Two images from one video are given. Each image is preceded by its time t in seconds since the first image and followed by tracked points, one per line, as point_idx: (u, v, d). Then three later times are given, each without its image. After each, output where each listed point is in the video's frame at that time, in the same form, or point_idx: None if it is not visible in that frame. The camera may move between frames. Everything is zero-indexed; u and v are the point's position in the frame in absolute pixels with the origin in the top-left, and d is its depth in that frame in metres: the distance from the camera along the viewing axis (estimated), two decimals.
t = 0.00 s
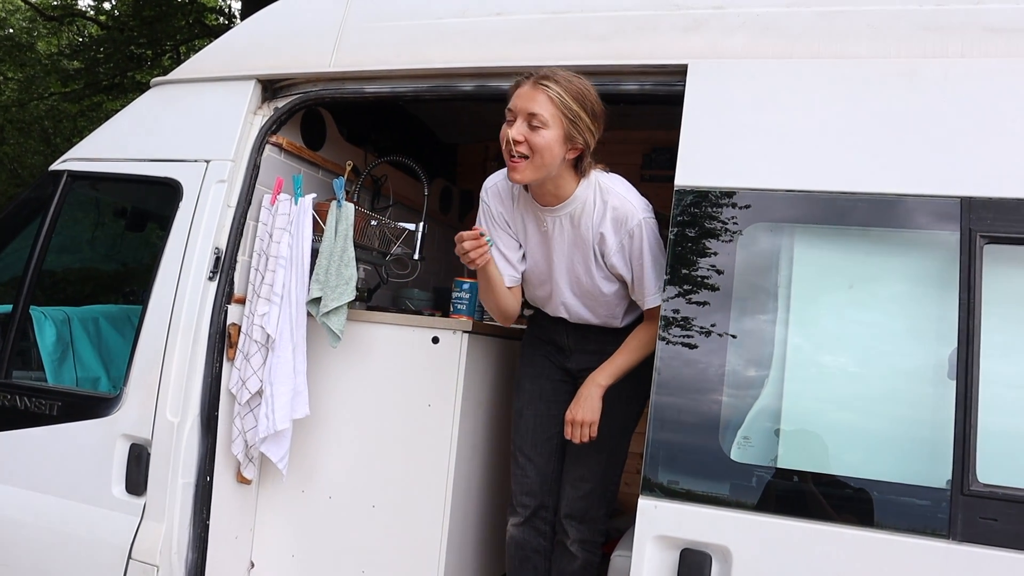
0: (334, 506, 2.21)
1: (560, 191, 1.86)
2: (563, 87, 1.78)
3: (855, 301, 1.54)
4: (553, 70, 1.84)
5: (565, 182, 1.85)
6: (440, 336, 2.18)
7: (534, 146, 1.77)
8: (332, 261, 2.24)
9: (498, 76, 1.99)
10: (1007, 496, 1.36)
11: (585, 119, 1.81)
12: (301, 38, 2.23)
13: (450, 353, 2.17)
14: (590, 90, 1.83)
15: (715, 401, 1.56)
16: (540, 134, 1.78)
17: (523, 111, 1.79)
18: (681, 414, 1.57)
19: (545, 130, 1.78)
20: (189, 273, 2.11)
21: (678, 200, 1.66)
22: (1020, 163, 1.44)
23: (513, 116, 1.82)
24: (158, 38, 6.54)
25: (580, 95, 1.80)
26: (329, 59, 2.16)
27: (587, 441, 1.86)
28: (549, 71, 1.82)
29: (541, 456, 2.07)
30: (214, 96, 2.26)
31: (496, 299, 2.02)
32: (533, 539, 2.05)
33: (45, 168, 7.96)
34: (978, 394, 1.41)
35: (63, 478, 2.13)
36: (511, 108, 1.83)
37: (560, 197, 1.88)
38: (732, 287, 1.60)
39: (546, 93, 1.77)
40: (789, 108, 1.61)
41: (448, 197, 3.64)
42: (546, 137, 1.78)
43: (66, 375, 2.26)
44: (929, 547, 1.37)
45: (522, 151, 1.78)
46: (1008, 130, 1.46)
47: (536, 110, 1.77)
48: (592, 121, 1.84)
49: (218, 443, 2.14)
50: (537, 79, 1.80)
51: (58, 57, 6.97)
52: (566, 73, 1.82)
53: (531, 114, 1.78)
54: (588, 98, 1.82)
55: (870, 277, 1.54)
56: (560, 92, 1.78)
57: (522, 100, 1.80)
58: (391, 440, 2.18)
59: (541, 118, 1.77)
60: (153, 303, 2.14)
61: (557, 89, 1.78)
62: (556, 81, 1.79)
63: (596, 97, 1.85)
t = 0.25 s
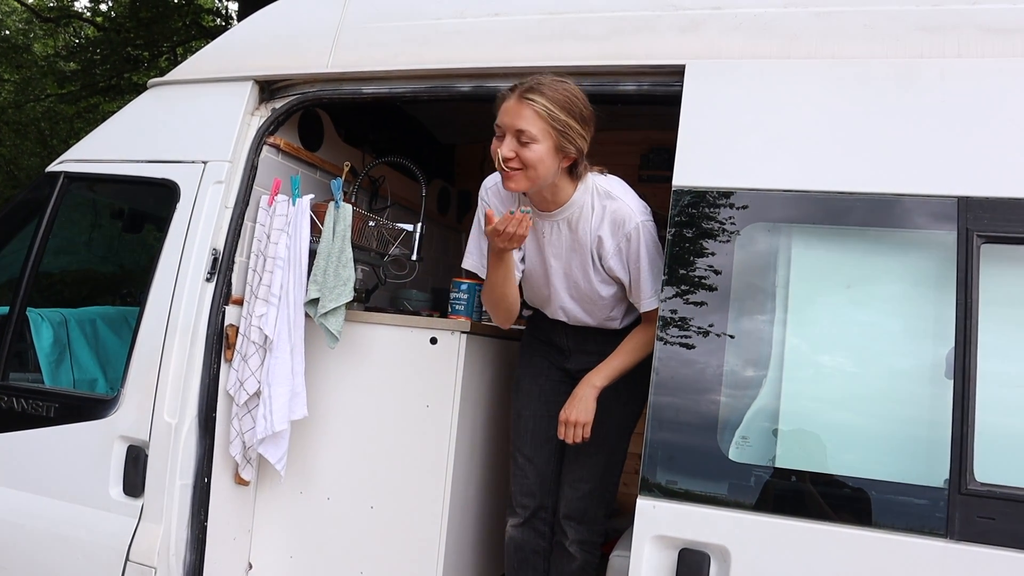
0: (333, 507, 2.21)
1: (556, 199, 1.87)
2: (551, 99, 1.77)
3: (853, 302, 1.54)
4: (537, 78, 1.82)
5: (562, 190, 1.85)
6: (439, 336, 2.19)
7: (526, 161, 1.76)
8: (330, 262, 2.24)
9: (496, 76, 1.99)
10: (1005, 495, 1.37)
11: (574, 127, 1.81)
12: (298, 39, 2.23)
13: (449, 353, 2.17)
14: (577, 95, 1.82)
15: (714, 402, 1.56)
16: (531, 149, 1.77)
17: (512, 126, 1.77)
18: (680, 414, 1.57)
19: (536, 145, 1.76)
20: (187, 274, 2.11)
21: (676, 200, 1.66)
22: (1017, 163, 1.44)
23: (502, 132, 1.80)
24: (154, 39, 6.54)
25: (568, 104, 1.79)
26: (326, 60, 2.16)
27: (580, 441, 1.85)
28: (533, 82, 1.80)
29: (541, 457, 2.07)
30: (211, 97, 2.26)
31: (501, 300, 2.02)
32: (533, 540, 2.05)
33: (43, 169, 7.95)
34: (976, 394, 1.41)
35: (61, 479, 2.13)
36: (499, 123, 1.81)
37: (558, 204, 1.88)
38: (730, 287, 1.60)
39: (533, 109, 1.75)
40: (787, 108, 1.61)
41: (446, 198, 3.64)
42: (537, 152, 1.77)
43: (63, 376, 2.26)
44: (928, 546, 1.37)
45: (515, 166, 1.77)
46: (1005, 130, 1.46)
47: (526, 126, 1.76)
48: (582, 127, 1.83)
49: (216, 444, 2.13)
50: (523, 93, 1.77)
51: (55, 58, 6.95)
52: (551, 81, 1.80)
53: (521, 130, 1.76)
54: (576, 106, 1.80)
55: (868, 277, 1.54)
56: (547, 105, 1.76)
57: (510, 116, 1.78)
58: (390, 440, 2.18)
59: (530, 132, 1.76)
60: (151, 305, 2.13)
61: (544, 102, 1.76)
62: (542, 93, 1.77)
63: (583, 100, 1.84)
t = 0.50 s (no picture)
0: (334, 507, 2.21)
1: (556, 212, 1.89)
2: (531, 122, 1.77)
3: (854, 301, 1.54)
4: (511, 101, 1.80)
5: (562, 200, 1.88)
6: (440, 336, 2.19)
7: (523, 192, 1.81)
8: (331, 262, 2.24)
9: (496, 76, 1.99)
10: (1007, 495, 1.36)
11: (561, 140, 1.81)
12: (298, 38, 2.23)
13: (450, 353, 2.17)
14: (555, 107, 1.81)
15: (715, 401, 1.56)
16: (523, 179, 1.80)
17: (498, 159, 1.79)
18: (681, 414, 1.57)
19: (526, 174, 1.79)
20: (188, 274, 2.11)
21: (677, 200, 1.66)
22: (1018, 162, 1.44)
23: (491, 164, 1.83)
24: (155, 40, 6.54)
25: (548, 121, 1.79)
26: (327, 60, 2.15)
27: (581, 441, 1.85)
28: (508, 109, 1.78)
29: (542, 457, 2.07)
30: (212, 97, 2.26)
31: (504, 298, 2.03)
32: (534, 540, 2.05)
33: (43, 169, 7.95)
34: (977, 393, 1.41)
35: (62, 480, 2.13)
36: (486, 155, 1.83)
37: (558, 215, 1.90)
38: (731, 287, 1.60)
39: (514, 140, 1.76)
40: (788, 107, 1.61)
41: (447, 197, 3.64)
42: (529, 180, 1.79)
43: (64, 376, 2.26)
44: (930, 546, 1.37)
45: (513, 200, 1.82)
46: (1007, 130, 1.46)
47: (512, 159, 1.78)
48: (568, 135, 1.84)
49: (218, 444, 2.13)
50: (501, 123, 1.78)
51: (55, 59, 6.96)
52: (527, 100, 1.79)
53: (508, 163, 1.78)
54: (556, 118, 1.80)
55: (870, 276, 1.54)
56: (528, 134, 1.76)
57: (494, 150, 1.80)
58: (391, 440, 2.18)
59: (519, 167, 1.78)
60: (152, 305, 2.13)
61: (524, 128, 1.76)
62: (520, 118, 1.77)
63: (562, 108, 1.83)
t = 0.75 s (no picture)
0: (334, 506, 2.21)
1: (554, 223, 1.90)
2: (519, 138, 1.78)
3: (854, 301, 1.54)
4: (497, 119, 1.81)
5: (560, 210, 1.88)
6: (440, 336, 2.19)
7: (519, 207, 1.81)
8: (331, 261, 2.24)
9: (497, 76, 1.99)
10: (1008, 495, 1.36)
11: (552, 151, 1.82)
12: (299, 38, 2.23)
13: (450, 353, 2.17)
14: (542, 121, 1.83)
15: (715, 401, 1.56)
16: (518, 195, 1.80)
17: (490, 177, 1.80)
18: (682, 414, 1.57)
19: (520, 189, 1.79)
20: (188, 274, 2.11)
21: (677, 200, 1.66)
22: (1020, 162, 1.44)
23: (484, 183, 1.84)
24: (155, 39, 6.54)
25: (536, 135, 1.80)
26: (327, 59, 2.15)
27: (585, 444, 1.87)
28: (495, 127, 1.80)
29: (543, 457, 2.07)
30: (212, 97, 2.26)
31: (508, 304, 2.03)
32: (535, 540, 2.05)
33: (43, 169, 7.95)
34: (978, 393, 1.41)
35: (62, 479, 2.13)
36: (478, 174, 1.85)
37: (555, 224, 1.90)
38: (733, 287, 1.60)
39: (505, 157, 1.77)
40: (788, 108, 1.61)
41: (447, 197, 3.64)
42: (524, 196, 1.80)
43: (64, 376, 2.26)
44: (930, 546, 1.37)
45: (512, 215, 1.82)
46: (1008, 130, 1.46)
47: (504, 177, 1.79)
48: (558, 145, 1.84)
49: (217, 444, 2.13)
50: (490, 142, 1.79)
51: (55, 58, 6.95)
52: (513, 116, 1.81)
53: (501, 181, 1.79)
54: (543, 131, 1.82)
55: (870, 277, 1.54)
56: (517, 149, 1.77)
57: (486, 169, 1.81)
58: (392, 440, 2.18)
59: (513, 183, 1.79)
60: (152, 305, 2.13)
61: (514, 144, 1.77)
62: (508, 135, 1.78)
63: (548, 121, 1.85)
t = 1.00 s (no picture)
0: (333, 506, 2.21)
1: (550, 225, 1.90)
2: (509, 143, 1.79)
3: (854, 302, 1.54)
4: (486, 127, 1.82)
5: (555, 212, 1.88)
6: (439, 336, 2.18)
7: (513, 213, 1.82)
8: (330, 261, 2.24)
9: (497, 76, 1.99)
10: (1008, 496, 1.36)
11: (543, 154, 1.82)
12: (299, 37, 2.22)
13: (450, 353, 2.17)
14: (531, 125, 1.84)
15: (715, 401, 1.56)
16: (512, 200, 1.81)
17: (483, 185, 1.81)
18: (681, 414, 1.57)
19: (514, 194, 1.80)
20: (187, 273, 2.11)
21: (677, 200, 1.66)
22: (1020, 162, 1.44)
23: (478, 191, 1.85)
24: (155, 38, 6.53)
25: (526, 140, 1.80)
26: (327, 59, 2.15)
27: (577, 445, 1.86)
28: (485, 135, 1.80)
29: (542, 457, 2.07)
30: (212, 96, 2.26)
31: (503, 307, 2.03)
32: (534, 540, 2.05)
33: (43, 168, 7.95)
34: (978, 393, 1.41)
35: (61, 479, 2.12)
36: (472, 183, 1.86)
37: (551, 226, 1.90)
38: (733, 288, 1.60)
39: (496, 164, 1.78)
40: (788, 108, 1.61)
41: (447, 197, 3.64)
42: (518, 201, 1.81)
43: (63, 376, 2.25)
44: (930, 546, 1.37)
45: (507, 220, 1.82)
46: (1008, 130, 1.46)
47: (496, 184, 1.79)
48: (549, 147, 1.84)
49: (217, 444, 2.13)
50: (480, 150, 1.80)
51: (55, 57, 6.93)
52: (502, 123, 1.82)
53: (493, 189, 1.80)
54: (533, 135, 1.82)
55: (871, 277, 1.54)
56: (508, 156, 1.78)
57: (478, 178, 1.82)
58: (391, 439, 2.18)
59: (505, 190, 1.79)
60: (151, 304, 2.13)
61: (504, 150, 1.78)
62: (498, 142, 1.79)
63: (538, 124, 1.85)
